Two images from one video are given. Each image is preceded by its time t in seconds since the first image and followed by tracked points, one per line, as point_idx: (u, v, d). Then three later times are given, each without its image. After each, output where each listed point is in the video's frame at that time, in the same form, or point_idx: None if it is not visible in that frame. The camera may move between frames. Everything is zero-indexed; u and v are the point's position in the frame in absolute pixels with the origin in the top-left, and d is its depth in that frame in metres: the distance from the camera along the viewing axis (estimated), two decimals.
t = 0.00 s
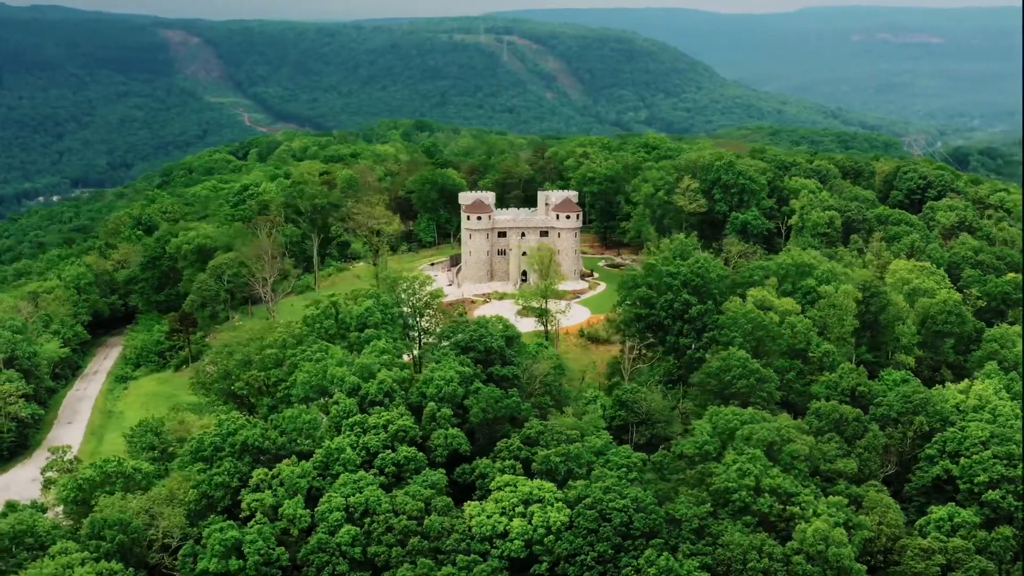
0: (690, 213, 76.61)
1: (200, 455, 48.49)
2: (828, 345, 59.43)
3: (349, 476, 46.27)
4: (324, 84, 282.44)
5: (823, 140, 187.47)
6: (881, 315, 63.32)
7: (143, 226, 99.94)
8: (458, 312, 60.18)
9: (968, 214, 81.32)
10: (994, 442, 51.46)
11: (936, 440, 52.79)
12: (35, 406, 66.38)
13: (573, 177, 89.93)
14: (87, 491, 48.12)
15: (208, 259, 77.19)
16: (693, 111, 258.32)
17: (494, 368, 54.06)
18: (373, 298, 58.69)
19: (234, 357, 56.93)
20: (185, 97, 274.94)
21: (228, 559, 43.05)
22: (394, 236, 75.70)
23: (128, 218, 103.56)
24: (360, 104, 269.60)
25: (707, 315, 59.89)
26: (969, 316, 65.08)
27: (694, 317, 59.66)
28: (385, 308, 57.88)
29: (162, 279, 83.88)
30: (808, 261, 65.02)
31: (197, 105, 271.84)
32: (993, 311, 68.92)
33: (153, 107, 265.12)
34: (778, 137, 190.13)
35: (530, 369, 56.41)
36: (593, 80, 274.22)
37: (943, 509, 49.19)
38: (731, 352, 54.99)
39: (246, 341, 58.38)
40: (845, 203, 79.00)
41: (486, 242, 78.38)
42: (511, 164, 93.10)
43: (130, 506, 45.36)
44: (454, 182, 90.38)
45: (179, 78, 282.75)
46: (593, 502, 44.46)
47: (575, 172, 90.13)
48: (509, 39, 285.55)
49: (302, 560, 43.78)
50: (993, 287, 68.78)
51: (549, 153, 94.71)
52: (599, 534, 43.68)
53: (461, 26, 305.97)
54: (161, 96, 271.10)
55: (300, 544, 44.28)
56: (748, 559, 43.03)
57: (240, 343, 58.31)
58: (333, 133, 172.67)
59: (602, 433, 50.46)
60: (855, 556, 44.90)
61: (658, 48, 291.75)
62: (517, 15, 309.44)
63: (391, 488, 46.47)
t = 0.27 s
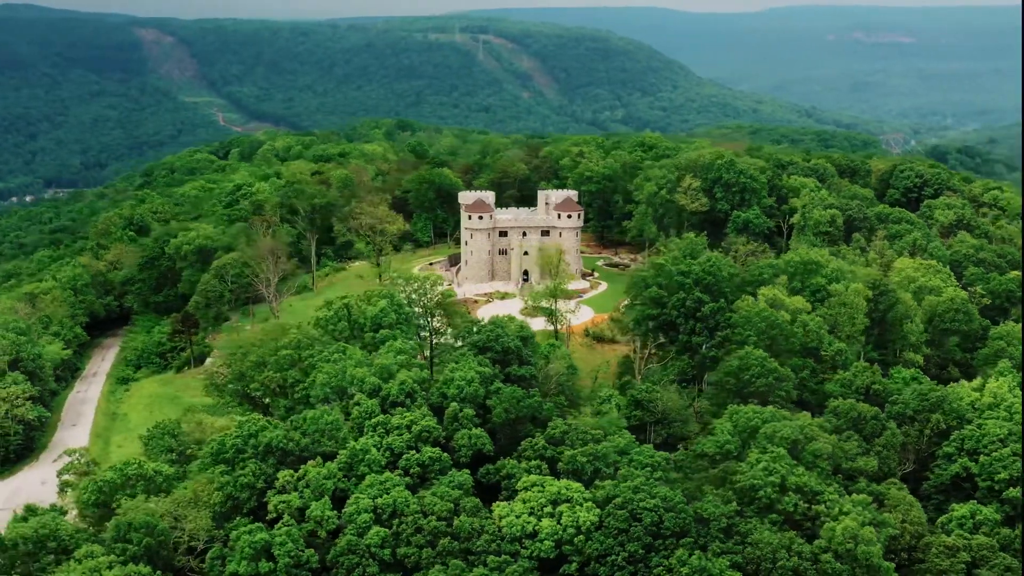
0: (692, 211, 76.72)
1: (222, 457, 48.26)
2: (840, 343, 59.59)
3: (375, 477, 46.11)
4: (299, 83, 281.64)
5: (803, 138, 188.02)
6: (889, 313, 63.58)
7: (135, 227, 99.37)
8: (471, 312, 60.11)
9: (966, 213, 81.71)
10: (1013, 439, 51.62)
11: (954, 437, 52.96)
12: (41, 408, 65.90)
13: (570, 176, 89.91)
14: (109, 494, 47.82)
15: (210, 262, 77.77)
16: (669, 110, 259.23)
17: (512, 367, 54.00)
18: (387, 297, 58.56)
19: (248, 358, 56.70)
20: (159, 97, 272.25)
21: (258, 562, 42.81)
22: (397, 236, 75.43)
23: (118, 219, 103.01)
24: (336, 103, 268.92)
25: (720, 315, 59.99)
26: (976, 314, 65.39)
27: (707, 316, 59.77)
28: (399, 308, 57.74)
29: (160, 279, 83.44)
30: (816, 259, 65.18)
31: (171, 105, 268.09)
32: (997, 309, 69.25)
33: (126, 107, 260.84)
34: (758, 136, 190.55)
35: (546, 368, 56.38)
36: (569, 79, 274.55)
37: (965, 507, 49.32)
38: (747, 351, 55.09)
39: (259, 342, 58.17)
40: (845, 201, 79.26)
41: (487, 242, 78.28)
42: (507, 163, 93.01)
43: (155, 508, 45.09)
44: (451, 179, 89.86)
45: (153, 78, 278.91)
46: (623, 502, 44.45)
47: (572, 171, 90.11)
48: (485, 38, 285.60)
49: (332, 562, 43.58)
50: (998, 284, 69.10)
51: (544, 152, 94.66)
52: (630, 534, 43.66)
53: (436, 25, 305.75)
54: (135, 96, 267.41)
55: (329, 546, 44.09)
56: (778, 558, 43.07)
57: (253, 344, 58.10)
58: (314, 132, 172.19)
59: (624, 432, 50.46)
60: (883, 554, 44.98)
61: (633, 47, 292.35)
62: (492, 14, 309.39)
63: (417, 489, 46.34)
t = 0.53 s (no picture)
0: (693, 211, 76.80)
1: (242, 460, 48.08)
2: (850, 342, 59.71)
3: (398, 479, 45.95)
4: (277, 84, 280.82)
5: (786, 138, 188.40)
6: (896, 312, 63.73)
7: (128, 228, 98.77)
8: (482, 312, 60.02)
9: (965, 212, 81.99)
10: None
11: (969, 436, 53.06)
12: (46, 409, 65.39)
13: (568, 176, 89.88)
14: (127, 497, 47.47)
15: (212, 265, 77.11)
16: (648, 110, 259.98)
17: (527, 367, 53.93)
18: (398, 297, 58.40)
19: (261, 360, 56.41)
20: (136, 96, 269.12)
21: (284, 565, 42.61)
22: (401, 236, 74.82)
23: (110, 219, 102.45)
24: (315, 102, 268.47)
25: (731, 314, 60.09)
26: (982, 313, 65.59)
27: (717, 315, 59.88)
28: (411, 307, 57.61)
29: (158, 280, 82.90)
30: (823, 258, 65.28)
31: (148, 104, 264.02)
32: (1001, 308, 69.45)
33: (102, 107, 255.60)
34: (741, 135, 190.83)
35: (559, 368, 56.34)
36: (548, 78, 274.71)
37: (984, 505, 49.39)
38: (760, 350, 55.19)
39: (271, 344, 57.85)
40: (845, 201, 79.43)
41: (488, 242, 78.17)
42: (503, 162, 92.90)
43: (178, 511, 44.86)
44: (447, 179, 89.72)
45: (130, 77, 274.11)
46: (648, 502, 44.42)
47: (569, 171, 90.04)
48: (464, 38, 285.67)
49: (357, 563, 43.38)
50: (1001, 282, 69.33)
51: (540, 152, 94.56)
52: (656, 534, 43.62)
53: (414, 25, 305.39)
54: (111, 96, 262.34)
55: (355, 548, 43.91)
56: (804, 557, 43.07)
57: (264, 344, 57.90)
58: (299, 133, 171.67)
59: (642, 432, 50.44)
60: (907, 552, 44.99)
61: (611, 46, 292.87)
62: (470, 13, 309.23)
63: (441, 490, 46.21)
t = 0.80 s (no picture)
0: (695, 209, 76.87)
1: (261, 460, 47.89)
2: (860, 340, 59.82)
3: (420, 479, 45.82)
4: (255, 83, 279.32)
5: (769, 137, 188.66)
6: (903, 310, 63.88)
7: (121, 228, 98.26)
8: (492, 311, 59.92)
9: (963, 210, 82.25)
10: None
11: (984, 433, 53.13)
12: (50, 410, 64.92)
13: (565, 175, 89.84)
14: (146, 498, 47.20)
15: (212, 265, 76.61)
16: (627, 110, 260.88)
17: (543, 365, 53.86)
18: (410, 295, 58.22)
19: (273, 360, 56.15)
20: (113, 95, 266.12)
21: (311, 564, 42.45)
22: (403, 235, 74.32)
23: (102, 219, 101.90)
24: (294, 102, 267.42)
25: (741, 312, 60.17)
26: (987, 310, 65.79)
27: (728, 313, 59.97)
28: (423, 306, 57.44)
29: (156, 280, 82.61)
30: (830, 256, 65.41)
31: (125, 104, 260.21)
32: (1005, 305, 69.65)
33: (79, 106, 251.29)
34: (724, 134, 190.95)
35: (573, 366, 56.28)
36: (527, 78, 274.88)
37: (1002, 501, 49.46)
38: (775, 348, 55.29)
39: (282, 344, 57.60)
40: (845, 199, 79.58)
41: (489, 241, 78.04)
42: (499, 161, 92.77)
43: (200, 511, 44.64)
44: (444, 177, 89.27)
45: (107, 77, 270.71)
46: (673, 500, 44.39)
47: (566, 170, 90.01)
48: (443, 37, 285.62)
49: (382, 563, 43.20)
50: (1004, 280, 69.55)
51: (536, 151, 94.50)
52: (681, 532, 43.57)
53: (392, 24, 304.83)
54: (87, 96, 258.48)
55: (380, 548, 43.73)
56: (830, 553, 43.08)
57: (275, 343, 57.70)
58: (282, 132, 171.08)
59: (661, 430, 50.42)
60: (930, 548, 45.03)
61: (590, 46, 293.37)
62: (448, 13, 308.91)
63: (464, 489, 46.07)
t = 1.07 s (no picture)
0: (695, 208, 76.96)
1: (284, 458, 47.65)
2: (871, 336, 59.92)
3: (447, 475, 45.69)
4: (228, 84, 276.84)
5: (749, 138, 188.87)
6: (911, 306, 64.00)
7: (113, 228, 97.69)
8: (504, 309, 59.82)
9: (960, 208, 82.55)
10: None
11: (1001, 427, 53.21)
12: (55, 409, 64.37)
13: (562, 174, 89.77)
14: (168, 497, 46.87)
15: (212, 264, 76.12)
16: (603, 111, 261.36)
17: (561, 362, 53.75)
18: (424, 292, 58.05)
19: (288, 359, 55.89)
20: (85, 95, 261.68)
21: (341, 562, 42.23)
22: (405, 234, 73.77)
23: (92, 218, 101.23)
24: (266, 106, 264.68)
25: (753, 309, 60.24)
26: (993, 307, 66.02)
27: (740, 311, 60.06)
28: (437, 303, 57.29)
29: (154, 280, 82.10)
30: (838, 253, 65.55)
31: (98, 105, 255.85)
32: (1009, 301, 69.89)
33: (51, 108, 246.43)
34: (705, 134, 191.06)
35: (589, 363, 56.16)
36: (502, 79, 274.94)
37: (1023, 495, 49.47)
38: (791, 345, 55.39)
39: (296, 343, 57.35)
40: (845, 197, 79.74)
41: (491, 239, 77.89)
42: (494, 160, 92.64)
43: (227, 509, 44.36)
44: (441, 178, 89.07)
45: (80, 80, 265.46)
46: (703, 496, 44.35)
47: (563, 169, 89.92)
48: (418, 38, 285.39)
49: (411, 560, 42.99)
50: (1008, 277, 69.79)
51: (531, 150, 94.43)
52: (711, 527, 43.51)
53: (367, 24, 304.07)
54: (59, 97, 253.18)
55: (408, 545, 43.51)
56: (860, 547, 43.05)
57: (288, 343, 57.51)
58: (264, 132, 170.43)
59: (682, 427, 50.37)
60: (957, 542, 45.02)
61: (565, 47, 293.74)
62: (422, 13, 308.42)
63: (491, 486, 45.88)
